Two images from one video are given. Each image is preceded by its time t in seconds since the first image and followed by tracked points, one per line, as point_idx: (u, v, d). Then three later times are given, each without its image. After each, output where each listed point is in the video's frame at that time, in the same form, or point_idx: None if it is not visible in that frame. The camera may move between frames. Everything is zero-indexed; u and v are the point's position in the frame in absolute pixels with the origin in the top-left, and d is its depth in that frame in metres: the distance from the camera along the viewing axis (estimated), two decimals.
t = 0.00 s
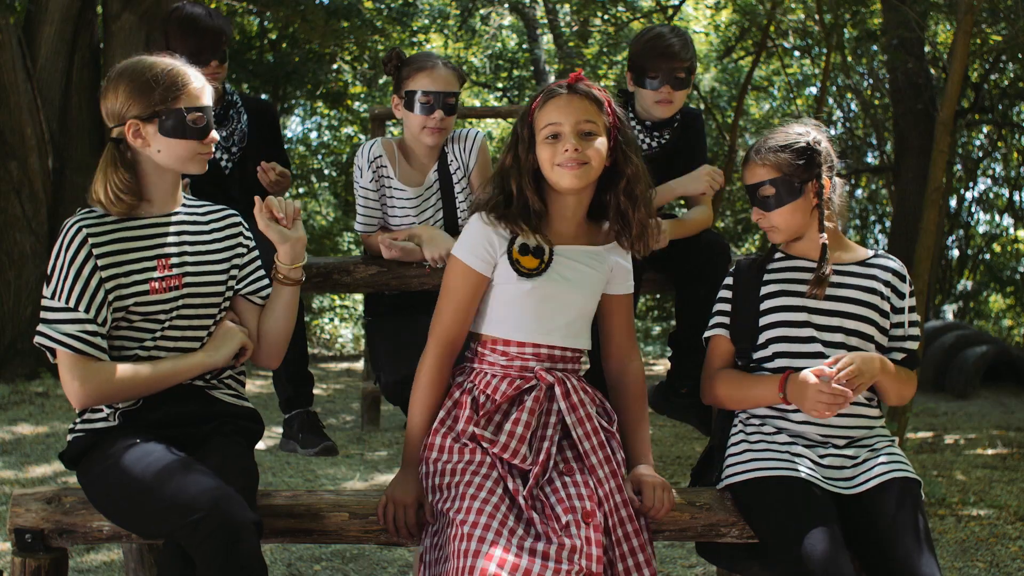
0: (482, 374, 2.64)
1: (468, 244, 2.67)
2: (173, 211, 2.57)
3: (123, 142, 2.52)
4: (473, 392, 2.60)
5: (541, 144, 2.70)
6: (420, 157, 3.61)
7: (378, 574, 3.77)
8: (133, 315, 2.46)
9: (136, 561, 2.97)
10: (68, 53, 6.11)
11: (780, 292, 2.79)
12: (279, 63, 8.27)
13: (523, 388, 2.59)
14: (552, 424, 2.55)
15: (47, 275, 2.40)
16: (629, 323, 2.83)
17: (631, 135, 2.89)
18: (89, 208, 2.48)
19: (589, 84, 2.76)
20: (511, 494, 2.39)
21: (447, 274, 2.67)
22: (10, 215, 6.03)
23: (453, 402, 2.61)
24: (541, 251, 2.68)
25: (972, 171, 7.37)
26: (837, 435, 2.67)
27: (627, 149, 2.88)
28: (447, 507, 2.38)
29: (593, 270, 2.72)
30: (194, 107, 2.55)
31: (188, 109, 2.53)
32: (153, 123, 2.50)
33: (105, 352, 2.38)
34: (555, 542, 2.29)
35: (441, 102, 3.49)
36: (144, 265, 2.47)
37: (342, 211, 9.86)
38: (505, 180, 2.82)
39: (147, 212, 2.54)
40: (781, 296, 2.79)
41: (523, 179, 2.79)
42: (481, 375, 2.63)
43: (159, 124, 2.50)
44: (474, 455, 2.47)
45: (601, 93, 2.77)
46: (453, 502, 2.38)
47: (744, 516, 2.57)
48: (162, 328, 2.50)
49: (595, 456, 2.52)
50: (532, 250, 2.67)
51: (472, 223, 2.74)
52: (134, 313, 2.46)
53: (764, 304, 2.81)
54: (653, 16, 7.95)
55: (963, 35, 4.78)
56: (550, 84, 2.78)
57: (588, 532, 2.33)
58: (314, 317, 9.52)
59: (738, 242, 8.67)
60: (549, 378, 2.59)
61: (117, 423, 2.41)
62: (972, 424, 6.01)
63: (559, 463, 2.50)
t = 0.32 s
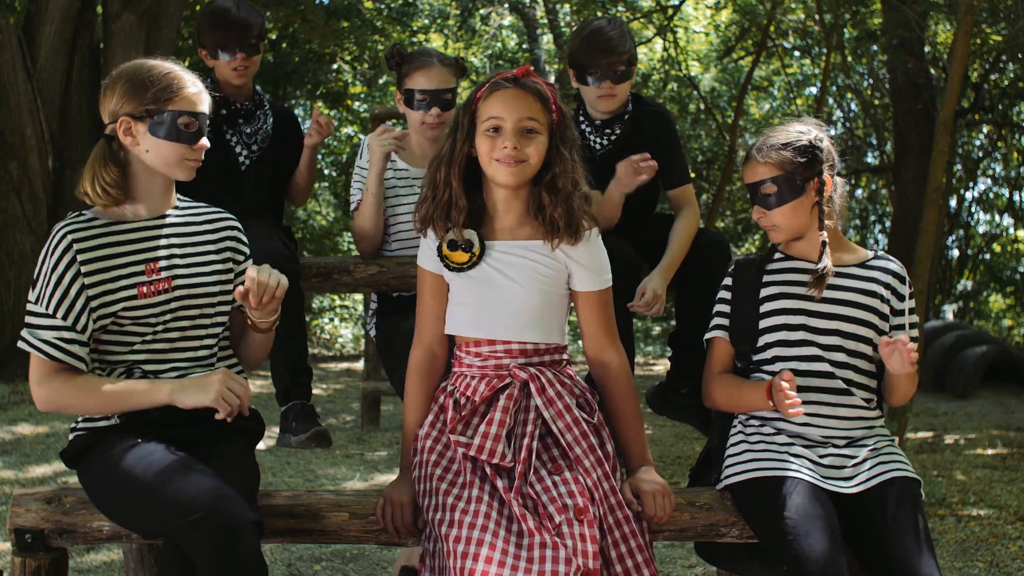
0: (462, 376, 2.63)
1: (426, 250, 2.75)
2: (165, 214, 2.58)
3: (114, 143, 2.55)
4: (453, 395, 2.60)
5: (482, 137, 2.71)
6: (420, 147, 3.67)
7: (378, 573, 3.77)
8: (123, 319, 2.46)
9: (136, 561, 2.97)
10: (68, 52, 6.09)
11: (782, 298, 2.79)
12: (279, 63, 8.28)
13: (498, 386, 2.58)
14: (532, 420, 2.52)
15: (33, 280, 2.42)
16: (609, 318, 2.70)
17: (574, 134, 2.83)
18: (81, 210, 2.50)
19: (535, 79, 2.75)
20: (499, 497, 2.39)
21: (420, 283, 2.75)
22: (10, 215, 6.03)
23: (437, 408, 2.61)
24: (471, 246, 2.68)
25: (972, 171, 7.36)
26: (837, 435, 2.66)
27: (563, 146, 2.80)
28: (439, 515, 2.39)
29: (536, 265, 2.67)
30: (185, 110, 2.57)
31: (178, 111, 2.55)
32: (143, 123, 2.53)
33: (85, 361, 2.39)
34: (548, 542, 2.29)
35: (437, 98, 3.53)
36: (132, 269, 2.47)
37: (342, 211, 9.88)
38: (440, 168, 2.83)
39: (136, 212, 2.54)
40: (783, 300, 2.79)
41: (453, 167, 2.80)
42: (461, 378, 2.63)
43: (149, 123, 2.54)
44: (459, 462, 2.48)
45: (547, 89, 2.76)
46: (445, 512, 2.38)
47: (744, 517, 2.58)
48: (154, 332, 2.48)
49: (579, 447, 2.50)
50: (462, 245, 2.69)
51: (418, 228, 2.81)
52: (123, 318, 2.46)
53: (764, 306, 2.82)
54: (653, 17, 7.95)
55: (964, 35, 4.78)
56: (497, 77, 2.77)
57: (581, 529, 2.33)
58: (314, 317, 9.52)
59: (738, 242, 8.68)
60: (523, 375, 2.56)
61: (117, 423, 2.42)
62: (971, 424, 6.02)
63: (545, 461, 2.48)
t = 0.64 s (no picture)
0: (468, 375, 2.64)
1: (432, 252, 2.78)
2: (154, 214, 2.57)
3: (106, 146, 2.56)
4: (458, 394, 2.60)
5: (477, 141, 2.70)
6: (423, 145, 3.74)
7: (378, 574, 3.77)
8: (107, 317, 2.48)
9: (136, 561, 2.97)
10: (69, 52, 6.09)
11: (781, 298, 2.78)
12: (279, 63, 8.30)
13: (502, 385, 2.58)
14: (535, 417, 2.52)
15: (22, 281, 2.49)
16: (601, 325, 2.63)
17: (570, 138, 2.79)
18: (70, 214, 2.52)
19: (530, 82, 2.74)
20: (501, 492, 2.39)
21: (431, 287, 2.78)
22: (10, 215, 6.04)
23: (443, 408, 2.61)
24: (465, 249, 2.69)
25: (972, 171, 7.36)
26: (837, 436, 2.66)
27: (560, 148, 2.76)
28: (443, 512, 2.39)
29: (529, 267, 2.64)
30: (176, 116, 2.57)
31: (171, 118, 2.55)
32: (135, 128, 2.53)
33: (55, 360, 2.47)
34: (549, 534, 2.30)
35: (441, 102, 3.61)
36: (116, 267, 2.49)
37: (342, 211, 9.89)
38: (440, 171, 2.82)
39: (124, 213, 2.55)
40: (782, 300, 2.78)
41: (452, 172, 2.79)
42: (468, 378, 2.64)
43: (141, 128, 2.53)
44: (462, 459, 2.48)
45: (542, 92, 2.75)
46: (448, 507, 2.39)
47: (743, 517, 2.58)
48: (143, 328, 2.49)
49: (582, 443, 2.49)
50: (456, 250, 2.70)
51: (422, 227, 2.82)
52: (111, 316, 2.48)
53: (765, 308, 2.80)
54: (653, 17, 7.96)
55: (964, 35, 4.78)
56: (491, 81, 2.77)
57: (581, 520, 2.33)
58: (314, 317, 9.52)
59: (738, 242, 8.69)
60: (525, 373, 2.56)
61: (113, 423, 2.43)
62: (971, 424, 6.01)
63: (546, 458, 2.49)
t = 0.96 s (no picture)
0: (490, 374, 2.63)
1: (464, 250, 2.65)
2: (160, 211, 2.61)
3: (106, 154, 2.60)
4: (479, 392, 2.60)
5: (513, 142, 2.71)
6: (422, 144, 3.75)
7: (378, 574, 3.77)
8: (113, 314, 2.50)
9: (136, 561, 2.97)
10: (69, 52, 6.08)
11: (792, 296, 2.74)
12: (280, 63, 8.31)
13: (533, 385, 2.59)
14: (562, 420, 2.55)
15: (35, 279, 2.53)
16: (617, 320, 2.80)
17: (598, 124, 2.87)
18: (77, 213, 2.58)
19: (553, 78, 2.76)
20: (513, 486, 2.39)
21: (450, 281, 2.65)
22: (10, 215, 6.03)
23: (460, 402, 2.59)
24: (540, 253, 2.67)
25: (972, 171, 7.36)
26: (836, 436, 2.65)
27: (591, 139, 2.84)
28: (451, 498, 2.39)
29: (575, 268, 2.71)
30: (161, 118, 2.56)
31: (152, 121, 2.55)
32: (123, 136, 2.56)
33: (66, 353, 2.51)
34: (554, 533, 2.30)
35: (442, 95, 3.67)
36: (123, 264, 2.53)
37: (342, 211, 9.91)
38: (475, 175, 2.82)
39: (132, 212, 2.60)
40: (795, 299, 2.74)
41: (492, 176, 2.78)
42: (489, 377, 2.62)
43: (129, 135, 2.55)
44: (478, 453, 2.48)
45: (566, 85, 2.77)
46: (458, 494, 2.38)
47: (743, 518, 2.57)
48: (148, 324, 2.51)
49: (601, 450, 2.51)
50: (531, 251, 2.66)
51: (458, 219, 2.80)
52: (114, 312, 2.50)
53: (774, 307, 2.76)
54: (653, 17, 7.95)
55: (964, 34, 4.78)
56: (515, 80, 2.78)
57: (588, 521, 2.34)
58: (314, 317, 9.52)
59: (738, 242, 8.70)
60: (559, 374, 2.59)
61: (112, 421, 2.43)
62: (971, 424, 6.01)
63: (564, 459, 2.50)
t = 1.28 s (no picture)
0: (481, 377, 2.63)
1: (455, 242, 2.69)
2: (184, 217, 2.63)
3: (129, 153, 2.66)
4: (472, 396, 2.60)
5: (513, 146, 2.70)
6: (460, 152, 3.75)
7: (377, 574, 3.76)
8: (138, 318, 2.53)
9: (136, 561, 2.97)
10: (69, 53, 6.07)
11: (827, 297, 2.73)
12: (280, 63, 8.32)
13: (523, 388, 2.60)
14: (554, 423, 2.55)
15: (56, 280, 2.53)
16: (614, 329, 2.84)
17: (593, 127, 2.87)
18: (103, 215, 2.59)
19: (553, 82, 2.76)
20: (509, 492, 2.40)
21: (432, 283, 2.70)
22: (10, 215, 6.01)
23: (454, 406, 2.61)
24: (515, 250, 2.69)
25: (972, 171, 7.34)
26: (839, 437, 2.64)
27: (586, 141, 2.84)
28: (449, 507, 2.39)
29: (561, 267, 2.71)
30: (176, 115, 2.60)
31: (170, 117, 2.59)
32: (143, 133, 2.61)
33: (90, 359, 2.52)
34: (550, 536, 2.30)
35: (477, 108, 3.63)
36: (149, 270, 2.54)
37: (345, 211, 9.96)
38: (472, 179, 2.79)
39: (155, 214, 2.61)
40: (826, 302, 2.73)
41: (489, 178, 2.76)
42: (480, 379, 2.62)
43: (147, 133, 2.60)
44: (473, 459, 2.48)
45: (566, 90, 2.77)
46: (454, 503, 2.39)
47: (744, 517, 2.57)
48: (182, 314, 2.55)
49: (596, 453, 2.52)
50: (506, 249, 2.68)
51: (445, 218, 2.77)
52: (139, 316, 2.53)
53: (804, 305, 2.74)
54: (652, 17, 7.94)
55: (964, 34, 4.78)
56: (514, 83, 2.77)
57: (586, 526, 2.34)
58: (314, 316, 9.50)
59: (738, 241, 8.69)
60: (549, 377, 2.59)
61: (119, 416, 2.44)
62: (971, 424, 6.01)
63: (558, 463, 2.51)
